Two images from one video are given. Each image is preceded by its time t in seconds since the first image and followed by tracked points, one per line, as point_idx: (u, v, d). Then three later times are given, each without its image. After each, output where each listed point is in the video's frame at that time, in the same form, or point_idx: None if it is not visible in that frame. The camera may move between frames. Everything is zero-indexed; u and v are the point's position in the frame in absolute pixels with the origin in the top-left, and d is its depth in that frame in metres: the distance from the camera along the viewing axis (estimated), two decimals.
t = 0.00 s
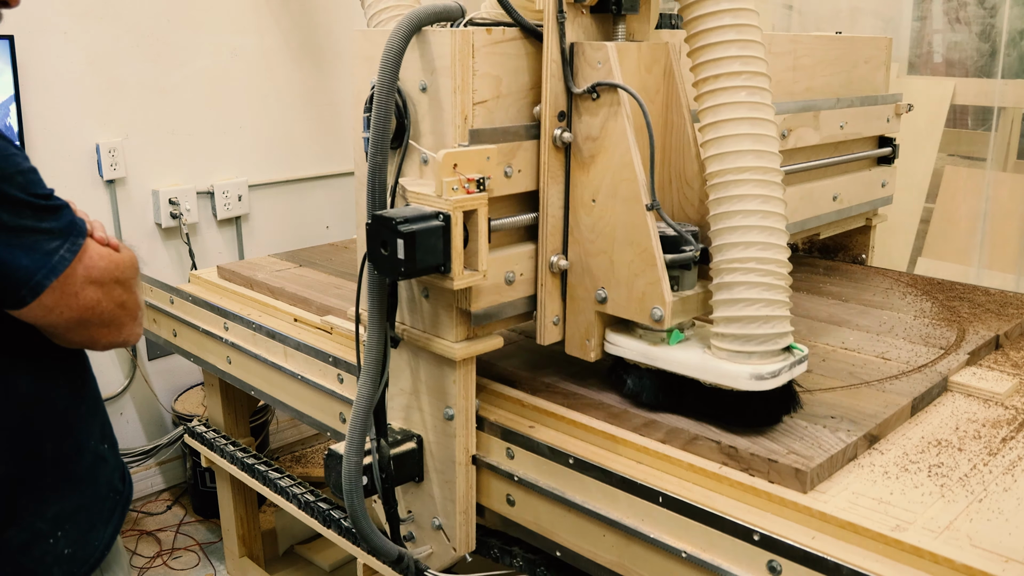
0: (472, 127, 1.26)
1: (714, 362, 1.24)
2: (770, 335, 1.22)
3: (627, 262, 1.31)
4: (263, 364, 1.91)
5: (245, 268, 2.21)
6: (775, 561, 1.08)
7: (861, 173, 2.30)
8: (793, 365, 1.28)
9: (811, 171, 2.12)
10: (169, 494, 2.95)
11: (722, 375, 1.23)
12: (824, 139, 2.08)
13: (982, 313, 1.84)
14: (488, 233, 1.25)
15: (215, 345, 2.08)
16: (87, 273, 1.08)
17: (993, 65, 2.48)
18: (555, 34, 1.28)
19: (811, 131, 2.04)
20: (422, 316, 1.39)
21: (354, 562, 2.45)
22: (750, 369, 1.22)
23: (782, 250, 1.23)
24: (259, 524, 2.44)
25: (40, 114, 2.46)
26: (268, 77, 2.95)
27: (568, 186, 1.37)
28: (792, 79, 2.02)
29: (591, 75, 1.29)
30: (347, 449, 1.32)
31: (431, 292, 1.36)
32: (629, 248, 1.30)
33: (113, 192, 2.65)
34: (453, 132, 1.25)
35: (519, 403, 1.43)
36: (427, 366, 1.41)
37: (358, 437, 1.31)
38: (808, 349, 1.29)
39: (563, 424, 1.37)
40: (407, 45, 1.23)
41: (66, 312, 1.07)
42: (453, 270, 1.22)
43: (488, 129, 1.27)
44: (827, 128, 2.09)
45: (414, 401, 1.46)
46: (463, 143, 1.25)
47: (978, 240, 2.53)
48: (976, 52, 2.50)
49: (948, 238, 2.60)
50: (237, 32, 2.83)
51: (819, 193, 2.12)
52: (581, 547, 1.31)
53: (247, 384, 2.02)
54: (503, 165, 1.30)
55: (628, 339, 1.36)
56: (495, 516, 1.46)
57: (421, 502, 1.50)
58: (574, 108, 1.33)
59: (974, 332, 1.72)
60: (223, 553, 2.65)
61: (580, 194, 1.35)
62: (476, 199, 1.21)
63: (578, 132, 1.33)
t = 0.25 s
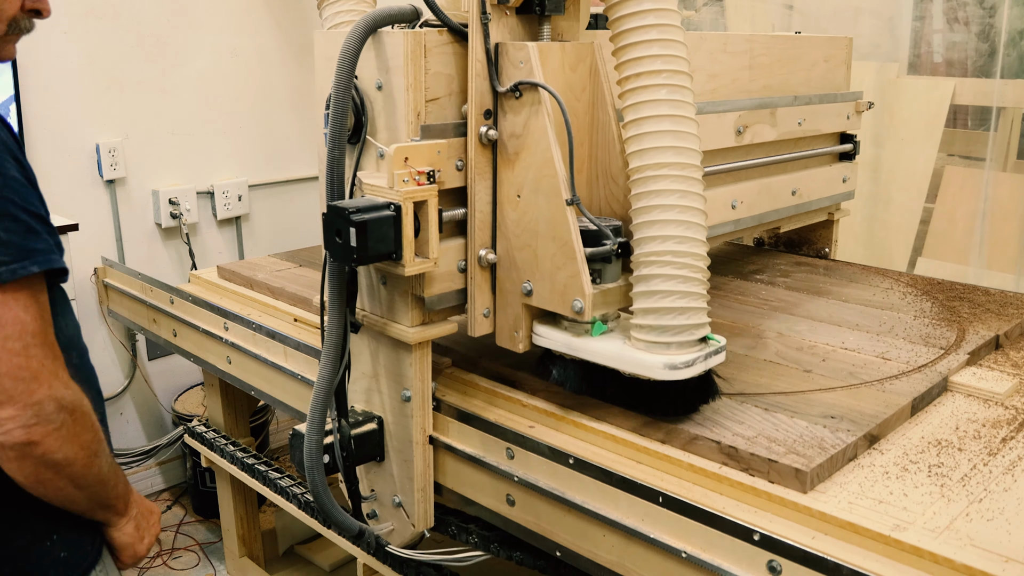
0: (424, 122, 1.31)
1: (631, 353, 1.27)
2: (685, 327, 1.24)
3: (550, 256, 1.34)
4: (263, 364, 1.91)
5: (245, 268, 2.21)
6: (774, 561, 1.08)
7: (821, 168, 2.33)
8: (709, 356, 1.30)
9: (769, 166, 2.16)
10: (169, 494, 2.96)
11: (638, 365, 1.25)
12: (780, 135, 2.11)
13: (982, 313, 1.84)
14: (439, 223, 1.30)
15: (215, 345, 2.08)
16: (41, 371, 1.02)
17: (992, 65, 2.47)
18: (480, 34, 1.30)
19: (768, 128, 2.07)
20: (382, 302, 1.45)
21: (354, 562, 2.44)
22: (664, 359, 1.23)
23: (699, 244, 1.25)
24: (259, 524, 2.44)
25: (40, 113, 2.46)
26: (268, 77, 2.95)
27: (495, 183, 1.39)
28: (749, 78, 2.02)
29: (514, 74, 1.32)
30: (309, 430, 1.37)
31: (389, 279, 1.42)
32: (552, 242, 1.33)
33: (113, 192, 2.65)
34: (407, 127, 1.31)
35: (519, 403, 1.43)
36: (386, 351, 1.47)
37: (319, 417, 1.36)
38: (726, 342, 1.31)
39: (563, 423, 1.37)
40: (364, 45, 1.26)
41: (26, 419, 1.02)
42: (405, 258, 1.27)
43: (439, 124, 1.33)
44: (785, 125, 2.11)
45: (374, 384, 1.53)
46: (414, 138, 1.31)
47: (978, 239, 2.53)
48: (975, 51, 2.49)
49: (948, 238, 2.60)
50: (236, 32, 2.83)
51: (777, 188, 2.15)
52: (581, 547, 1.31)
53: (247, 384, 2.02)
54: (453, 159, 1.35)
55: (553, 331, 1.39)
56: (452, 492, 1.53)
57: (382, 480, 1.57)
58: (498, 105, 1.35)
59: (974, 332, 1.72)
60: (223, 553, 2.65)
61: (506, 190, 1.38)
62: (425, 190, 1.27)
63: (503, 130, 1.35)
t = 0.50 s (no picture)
0: (376, 119, 1.38)
1: (560, 339, 1.30)
2: (611, 314, 1.28)
3: (485, 246, 1.38)
4: (263, 364, 1.90)
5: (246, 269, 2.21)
6: (775, 561, 1.08)
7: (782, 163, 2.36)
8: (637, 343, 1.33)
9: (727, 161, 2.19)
10: (169, 494, 2.96)
11: (565, 350, 1.28)
12: (738, 132, 2.13)
13: (982, 313, 1.84)
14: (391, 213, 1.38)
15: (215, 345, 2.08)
16: (22, 448, 0.77)
17: (989, 65, 2.46)
18: (418, 35, 1.35)
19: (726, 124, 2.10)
20: (341, 289, 1.52)
21: (354, 562, 2.44)
22: (589, 344, 1.27)
23: (627, 237, 1.29)
24: (259, 524, 2.44)
25: (40, 114, 2.46)
26: (267, 77, 2.95)
27: (436, 177, 1.44)
28: (706, 76, 2.04)
29: (451, 73, 1.37)
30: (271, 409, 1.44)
31: (348, 267, 1.49)
32: (486, 233, 1.37)
33: (113, 192, 2.65)
34: (362, 124, 1.39)
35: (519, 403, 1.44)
36: (346, 336, 1.55)
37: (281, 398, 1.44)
38: (652, 330, 1.35)
39: (563, 423, 1.37)
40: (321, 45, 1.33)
41: (116, 484, 0.86)
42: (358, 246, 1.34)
43: (392, 120, 1.40)
44: (743, 121, 2.14)
45: (336, 367, 1.60)
46: (367, 134, 1.38)
47: (977, 239, 2.53)
48: (974, 52, 2.49)
49: (948, 239, 2.60)
50: (236, 32, 2.84)
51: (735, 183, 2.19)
52: (581, 547, 1.31)
53: (247, 384, 2.02)
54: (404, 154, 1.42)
55: (488, 318, 1.43)
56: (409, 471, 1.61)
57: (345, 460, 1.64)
58: (437, 102, 1.39)
59: (974, 332, 1.72)
60: (223, 553, 2.65)
61: (445, 184, 1.42)
62: (379, 182, 1.35)
63: (442, 126, 1.40)
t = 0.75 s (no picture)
0: (334, 115, 1.50)
1: (504, 323, 1.38)
2: (552, 298, 1.37)
3: (435, 235, 1.47)
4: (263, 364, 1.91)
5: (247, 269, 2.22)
6: (775, 561, 1.08)
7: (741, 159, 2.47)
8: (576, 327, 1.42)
9: (686, 157, 2.29)
10: (169, 494, 2.96)
11: (507, 333, 1.36)
12: (697, 128, 2.24)
13: (982, 313, 1.84)
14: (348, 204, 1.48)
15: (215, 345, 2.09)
16: (22, 440, 0.77)
17: (988, 66, 2.47)
18: (372, 37, 1.45)
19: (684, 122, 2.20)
20: (304, 277, 1.63)
21: (354, 562, 2.45)
22: (529, 327, 1.35)
23: (568, 227, 1.38)
24: (259, 524, 2.44)
25: (40, 114, 2.46)
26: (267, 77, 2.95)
27: (390, 171, 1.53)
28: (664, 74, 2.15)
29: (403, 72, 1.46)
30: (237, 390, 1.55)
31: (310, 257, 1.60)
32: (437, 223, 1.46)
33: (113, 192, 2.65)
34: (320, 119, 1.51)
35: (518, 403, 1.44)
36: (309, 321, 1.66)
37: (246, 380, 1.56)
38: (591, 313, 1.43)
39: (563, 423, 1.38)
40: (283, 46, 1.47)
41: (122, 476, 0.86)
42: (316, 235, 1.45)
43: (349, 117, 1.51)
44: (701, 119, 2.24)
45: (301, 352, 1.71)
46: (326, 130, 1.50)
47: (977, 239, 2.52)
48: (972, 52, 2.49)
49: (947, 238, 2.59)
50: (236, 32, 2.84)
51: (693, 178, 2.29)
52: (581, 547, 1.31)
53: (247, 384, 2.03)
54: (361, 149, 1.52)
55: (440, 303, 1.52)
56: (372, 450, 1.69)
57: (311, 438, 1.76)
58: (391, 100, 1.49)
59: (974, 332, 1.72)
60: (222, 553, 2.65)
61: (399, 177, 1.52)
62: (335, 174, 1.44)
63: (395, 122, 1.50)
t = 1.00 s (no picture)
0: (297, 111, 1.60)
1: (456, 308, 1.48)
2: (501, 285, 1.45)
3: (390, 224, 1.57)
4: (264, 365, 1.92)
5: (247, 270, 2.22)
6: (774, 561, 1.08)
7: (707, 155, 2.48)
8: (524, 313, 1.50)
9: (649, 153, 2.30)
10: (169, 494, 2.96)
11: (459, 317, 1.46)
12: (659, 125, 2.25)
13: (982, 313, 1.84)
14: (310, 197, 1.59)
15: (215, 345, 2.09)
16: (184, 400, 0.74)
17: (988, 66, 2.48)
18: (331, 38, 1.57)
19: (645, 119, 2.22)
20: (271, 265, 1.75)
21: (354, 562, 2.44)
22: (478, 312, 1.44)
23: (516, 218, 1.46)
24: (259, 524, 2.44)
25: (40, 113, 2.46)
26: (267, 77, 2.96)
27: (351, 164, 1.65)
28: (626, 73, 2.15)
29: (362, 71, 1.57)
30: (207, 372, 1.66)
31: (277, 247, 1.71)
32: (392, 213, 1.57)
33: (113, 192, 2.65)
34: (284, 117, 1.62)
35: (518, 403, 1.44)
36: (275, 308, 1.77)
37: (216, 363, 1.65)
38: (540, 301, 1.51)
39: (562, 423, 1.38)
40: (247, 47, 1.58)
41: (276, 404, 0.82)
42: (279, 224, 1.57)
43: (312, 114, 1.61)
44: (662, 116, 2.26)
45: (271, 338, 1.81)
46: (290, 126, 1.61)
47: (977, 239, 2.52)
48: (971, 51, 2.51)
49: (947, 238, 2.58)
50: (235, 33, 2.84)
51: (656, 174, 2.31)
52: (581, 547, 1.31)
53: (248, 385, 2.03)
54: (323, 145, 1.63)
55: (399, 290, 1.61)
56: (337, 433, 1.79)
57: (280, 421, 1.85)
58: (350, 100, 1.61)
59: (974, 332, 1.72)
60: (222, 553, 2.65)
61: (358, 170, 1.63)
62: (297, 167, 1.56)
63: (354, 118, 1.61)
